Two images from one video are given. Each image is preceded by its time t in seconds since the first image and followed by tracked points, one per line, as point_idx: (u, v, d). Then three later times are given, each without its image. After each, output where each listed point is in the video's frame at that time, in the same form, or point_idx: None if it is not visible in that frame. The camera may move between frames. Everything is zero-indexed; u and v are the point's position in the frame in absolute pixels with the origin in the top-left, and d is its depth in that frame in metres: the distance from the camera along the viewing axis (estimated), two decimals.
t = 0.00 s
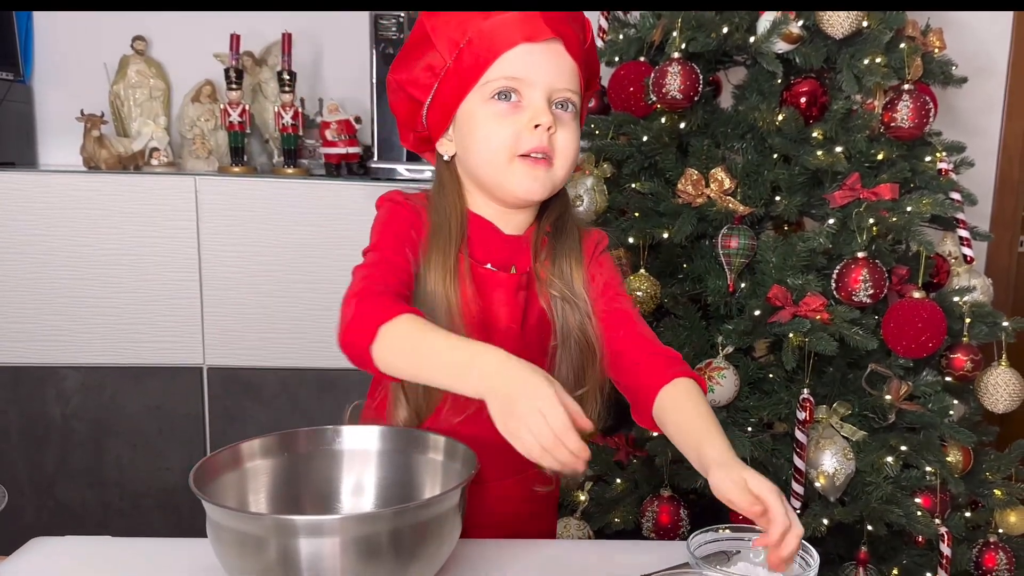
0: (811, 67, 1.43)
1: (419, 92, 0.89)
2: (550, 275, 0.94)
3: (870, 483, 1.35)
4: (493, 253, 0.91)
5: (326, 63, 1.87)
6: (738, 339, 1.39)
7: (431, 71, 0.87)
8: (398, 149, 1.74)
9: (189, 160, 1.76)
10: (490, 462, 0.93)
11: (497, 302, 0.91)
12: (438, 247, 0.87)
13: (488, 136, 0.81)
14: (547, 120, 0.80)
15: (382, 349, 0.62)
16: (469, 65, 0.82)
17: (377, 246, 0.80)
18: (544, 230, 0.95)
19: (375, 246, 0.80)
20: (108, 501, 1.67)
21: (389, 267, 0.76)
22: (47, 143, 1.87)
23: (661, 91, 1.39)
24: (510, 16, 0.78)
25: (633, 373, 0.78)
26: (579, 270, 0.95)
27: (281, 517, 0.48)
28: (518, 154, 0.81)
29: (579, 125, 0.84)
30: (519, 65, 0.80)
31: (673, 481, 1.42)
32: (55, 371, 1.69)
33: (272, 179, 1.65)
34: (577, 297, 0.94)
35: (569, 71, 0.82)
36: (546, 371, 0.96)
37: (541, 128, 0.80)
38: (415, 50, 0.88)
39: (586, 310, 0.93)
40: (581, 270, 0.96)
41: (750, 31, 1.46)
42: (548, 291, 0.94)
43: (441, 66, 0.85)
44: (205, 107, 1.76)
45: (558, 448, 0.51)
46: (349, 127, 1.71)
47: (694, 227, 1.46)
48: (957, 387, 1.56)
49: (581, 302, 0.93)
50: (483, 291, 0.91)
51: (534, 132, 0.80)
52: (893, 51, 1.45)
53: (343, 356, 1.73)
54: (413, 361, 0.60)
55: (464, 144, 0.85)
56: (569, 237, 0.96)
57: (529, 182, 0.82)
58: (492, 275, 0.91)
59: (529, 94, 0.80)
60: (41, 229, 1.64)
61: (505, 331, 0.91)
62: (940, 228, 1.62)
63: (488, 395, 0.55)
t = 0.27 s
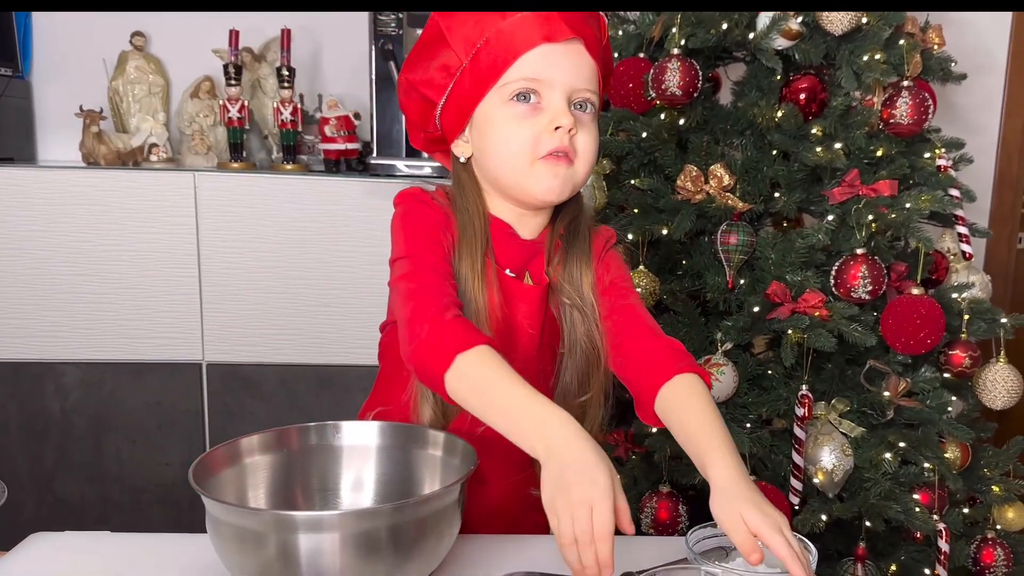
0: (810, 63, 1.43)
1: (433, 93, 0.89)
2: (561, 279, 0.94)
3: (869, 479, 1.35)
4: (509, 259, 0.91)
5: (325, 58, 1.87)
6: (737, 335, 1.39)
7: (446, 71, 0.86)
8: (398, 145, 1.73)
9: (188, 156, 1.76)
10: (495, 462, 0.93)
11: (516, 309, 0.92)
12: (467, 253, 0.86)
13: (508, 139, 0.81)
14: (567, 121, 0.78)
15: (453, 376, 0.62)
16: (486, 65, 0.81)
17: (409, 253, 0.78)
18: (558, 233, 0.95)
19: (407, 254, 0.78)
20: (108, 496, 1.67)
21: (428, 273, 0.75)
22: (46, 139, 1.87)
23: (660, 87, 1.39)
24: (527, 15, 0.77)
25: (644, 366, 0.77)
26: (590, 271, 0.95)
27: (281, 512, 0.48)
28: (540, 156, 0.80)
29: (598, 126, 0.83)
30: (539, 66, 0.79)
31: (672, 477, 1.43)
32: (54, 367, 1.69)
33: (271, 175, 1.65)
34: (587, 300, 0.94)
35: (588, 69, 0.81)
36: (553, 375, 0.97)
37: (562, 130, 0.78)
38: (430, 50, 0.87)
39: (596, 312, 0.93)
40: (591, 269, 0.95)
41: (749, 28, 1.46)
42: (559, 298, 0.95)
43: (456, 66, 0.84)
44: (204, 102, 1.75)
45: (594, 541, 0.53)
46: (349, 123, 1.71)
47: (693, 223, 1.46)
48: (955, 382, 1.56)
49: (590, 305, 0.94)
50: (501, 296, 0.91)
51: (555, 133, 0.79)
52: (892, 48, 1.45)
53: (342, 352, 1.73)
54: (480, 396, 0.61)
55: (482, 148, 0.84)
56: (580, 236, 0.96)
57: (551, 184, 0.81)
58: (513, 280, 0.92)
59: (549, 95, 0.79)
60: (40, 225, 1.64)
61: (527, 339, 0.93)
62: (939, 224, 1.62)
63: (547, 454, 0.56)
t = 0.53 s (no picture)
0: (810, 59, 1.43)
1: (440, 95, 0.89)
2: (565, 284, 0.95)
3: (867, 475, 1.35)
4: (518, 264, 0.91)
5: (325, 53, 1.87)
6: (736, 331, 1.39)
7: (453, 73, 0.86)
8: (398, 140, 1.73)
9: (188, 150, 1.76)
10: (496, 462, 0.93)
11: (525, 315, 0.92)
12: (479, 258, 0.86)
13: (515, 144, 0.80)
14: (575, 128, 0.78)
15: (476, 398, 0.64)
16: (494, 69, 0.81)
17: (419, 260, 0.78)
18: (564, 238, 0.95)
19: (417, 261, 0.78)
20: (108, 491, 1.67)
21: (439, 280, 0.75)
22: (46, 133, 1.87)
23: (660, 82, 1.39)
24: (534, 19, 0.77)
25: (649, 368, 0.78)
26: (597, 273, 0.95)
27: (280, 507, 0.48)
28: (547, 162, 0.80)
29: (606, 131, 0.83)
30: (546, 71, 0.79)
31: (671, 473, 1.43)
32: (54, 362, 1.70)
33: (271, 170, 1.65)
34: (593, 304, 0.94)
35: (596, 73, 0.80)
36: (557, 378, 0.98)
37: (570, 136, 0.78)
38: (436, 52, 0.87)
39: (600, 316, 0.93)
40: (595, 271, 0.95)
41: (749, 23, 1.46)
42: (565, 304, 0.95)
43: (463, 68, 0.84)
44: (204, 97, 1.75)
45: None
46: (348, 118, 1.71)
47: (693, 219, 1.47)
48: (954, 378, 1.56)
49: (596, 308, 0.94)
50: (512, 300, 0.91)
51: (562, 140, 0.78)
52: (892, 44, 1.44)
53: (342, 347, 1.74)
54: (501, 419, 0.62)
55: (489, 152, 0.84)
56: (586, 239, 0.96)
57: (557, 190, 0.81)
58: (522, 287, 0.92)
59: (557, 100, 0.79)
60: (40, 220, 1.64)
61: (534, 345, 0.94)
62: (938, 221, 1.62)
63: (558, 489, 0.57)
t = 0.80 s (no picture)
0: (811, 54, 1.42)
1: (437, 87, 0.88)
2: (561, 279, 0.95)
3: (865, 470, 1.36)
4: (515, 260, 0.92)
5: (324, 47, 1.86)
6: (735, 326, 1.39)
7: (452, 68, 0.85)
8: (397, 134, 1.73)
9: (187, 144, 1.76)
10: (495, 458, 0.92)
11: (522, 312, 0.92)
12: (478, 255, 0.86)
13: (511, 152, 0.82)
14: (571, 144, 0.79)
15: (476, 404, 0.64)
16: (493, 75, 0.80)
17: (417, 262, 0.79)
18: (559, 234, 0.96)
19: (416, 263, 0.78)
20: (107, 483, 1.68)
21: (438, 282, 0.76)
22: (45, 126, 1.87)
23: (660, 77, 1.39)
24: (539, 33, 0.76)
25: (647, 366, 0.79)
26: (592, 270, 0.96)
27: (279, 501, 0.48)
28: (542, 173, 0.81)
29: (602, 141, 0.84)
30: (548, 84, 0.78)
31: (669, 468, 1.43)
32: (53, 355, 1.70)
33: (270, 164, 1.65)
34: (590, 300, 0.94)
35: (596, 87, 0.80)
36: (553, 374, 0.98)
37: (565, 151, 0.80)
38: (435, 45, 0.85)
39: (596, 309, 0.94)
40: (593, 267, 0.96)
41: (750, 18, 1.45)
42: (561, 300, 0.96)
43: (462, 66, 0.83)
44: (203, 90, 1.75)
45: None
46: (348, 112, 1.70)
47: (692, 214, 1.47)
48: (952, 374, 1.57)
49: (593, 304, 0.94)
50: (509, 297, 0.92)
51: (558, 154, 0.80)
52: (892, 39, 1.44)
53: (341, 341, 1.74)
54: (500, 427, 0.63)
55: (485, 154, 0.84)
56: (581, 237, 0.96)
57: (550, 202, 0.83)
58: (520, 284, 0.92)
59: (555, 115, 0.80)
60: (39, 212, 1.63)
61: (529, 342, 0.94)
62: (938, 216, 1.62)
63: (554, 495, 0.58)
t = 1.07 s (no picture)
0: (814, 47, 1.42)
1: (440, 80, 0.86)
2: (558, 275, 0.95)
3: (865, 464, 1.36)
4: (513, 258, 0.92)
5: (325, 38, 1.86)
6: (736, 320, 1.39)
7: (458, 65, 0.82)
8: (399, 126, 1.73)
9: (188, 135, 1.75)
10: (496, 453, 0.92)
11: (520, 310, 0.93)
12: (478, 254, 0.86)
13: (514, 161, 0.81)
14: (576, 160, 0.79)
15: (482, 413, 0.63)
16: (502, 82, 0.79)
17: (415, 264, 0.78)
18: (556, 231, 0.96)
19: (415, 266, 0.78)
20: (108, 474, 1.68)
21: (436, 284, 0.75)
22: (45, 117, 1.86)
23: (662, 69, 1.39)
24: (553, 48, 0.75)
25: (644, 365, 0.79)
26: (590, 266, 0.96)
27: (280, 495, 0.48)
28: (544, 185, 0.82)
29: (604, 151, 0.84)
30: (558, 97, 0.77)
31: (669, 461, 1.44)
32: (53, 346, 1.70)
33: (270, 155, 1.64)
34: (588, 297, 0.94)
35: (605, 102, 0.80)
36: (549, 370, 0.99)
37: (569, 166, 0.80)
38: (441, 38, 0.82)
39: (594, 305, 0.93)
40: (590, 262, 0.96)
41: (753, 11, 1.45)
42: (558, 295, 0.96)
43: (469, 64, 0.81)
44: (204, 81, 1.74)
45: None
46: (349, 104, 1.70)
47: (694, 208, 1.46)
48: (954, 368, 1.56)
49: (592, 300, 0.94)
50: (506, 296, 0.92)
51: (562, 168, 0.80)
52: (895, 32, 1.43)
53: (341, 333, 1.74)
54: (503, 436, 0.62)
55: (485, 158, 0.84)
56: (578, 234, 0.96)
57: (550, 212, 0.83)
58: (519, 286, 0.93)
59: (562, 129, 0.79)
60: (39, 204, 1.63)
61: (525, 341, 0.94)
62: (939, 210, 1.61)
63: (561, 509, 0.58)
